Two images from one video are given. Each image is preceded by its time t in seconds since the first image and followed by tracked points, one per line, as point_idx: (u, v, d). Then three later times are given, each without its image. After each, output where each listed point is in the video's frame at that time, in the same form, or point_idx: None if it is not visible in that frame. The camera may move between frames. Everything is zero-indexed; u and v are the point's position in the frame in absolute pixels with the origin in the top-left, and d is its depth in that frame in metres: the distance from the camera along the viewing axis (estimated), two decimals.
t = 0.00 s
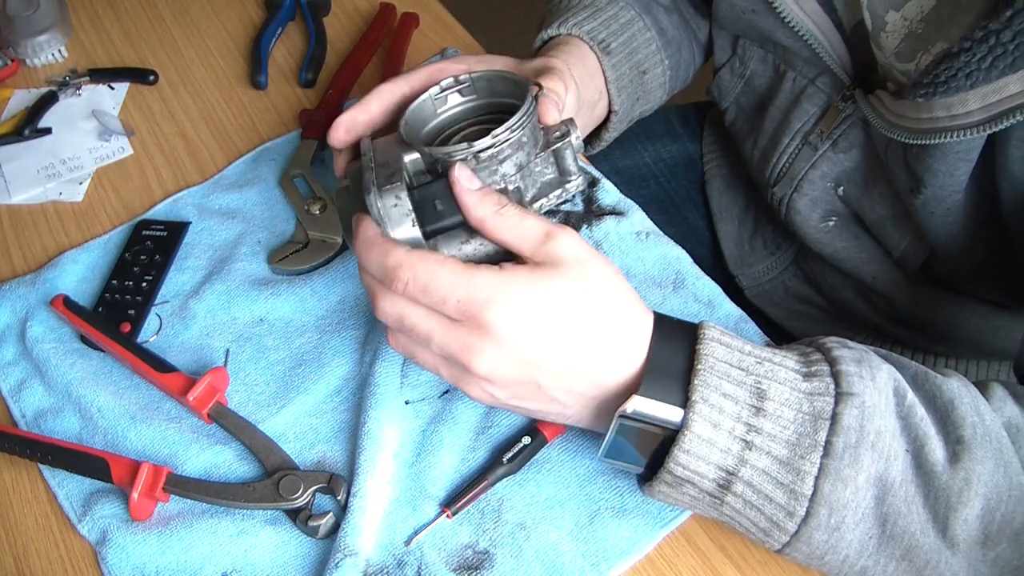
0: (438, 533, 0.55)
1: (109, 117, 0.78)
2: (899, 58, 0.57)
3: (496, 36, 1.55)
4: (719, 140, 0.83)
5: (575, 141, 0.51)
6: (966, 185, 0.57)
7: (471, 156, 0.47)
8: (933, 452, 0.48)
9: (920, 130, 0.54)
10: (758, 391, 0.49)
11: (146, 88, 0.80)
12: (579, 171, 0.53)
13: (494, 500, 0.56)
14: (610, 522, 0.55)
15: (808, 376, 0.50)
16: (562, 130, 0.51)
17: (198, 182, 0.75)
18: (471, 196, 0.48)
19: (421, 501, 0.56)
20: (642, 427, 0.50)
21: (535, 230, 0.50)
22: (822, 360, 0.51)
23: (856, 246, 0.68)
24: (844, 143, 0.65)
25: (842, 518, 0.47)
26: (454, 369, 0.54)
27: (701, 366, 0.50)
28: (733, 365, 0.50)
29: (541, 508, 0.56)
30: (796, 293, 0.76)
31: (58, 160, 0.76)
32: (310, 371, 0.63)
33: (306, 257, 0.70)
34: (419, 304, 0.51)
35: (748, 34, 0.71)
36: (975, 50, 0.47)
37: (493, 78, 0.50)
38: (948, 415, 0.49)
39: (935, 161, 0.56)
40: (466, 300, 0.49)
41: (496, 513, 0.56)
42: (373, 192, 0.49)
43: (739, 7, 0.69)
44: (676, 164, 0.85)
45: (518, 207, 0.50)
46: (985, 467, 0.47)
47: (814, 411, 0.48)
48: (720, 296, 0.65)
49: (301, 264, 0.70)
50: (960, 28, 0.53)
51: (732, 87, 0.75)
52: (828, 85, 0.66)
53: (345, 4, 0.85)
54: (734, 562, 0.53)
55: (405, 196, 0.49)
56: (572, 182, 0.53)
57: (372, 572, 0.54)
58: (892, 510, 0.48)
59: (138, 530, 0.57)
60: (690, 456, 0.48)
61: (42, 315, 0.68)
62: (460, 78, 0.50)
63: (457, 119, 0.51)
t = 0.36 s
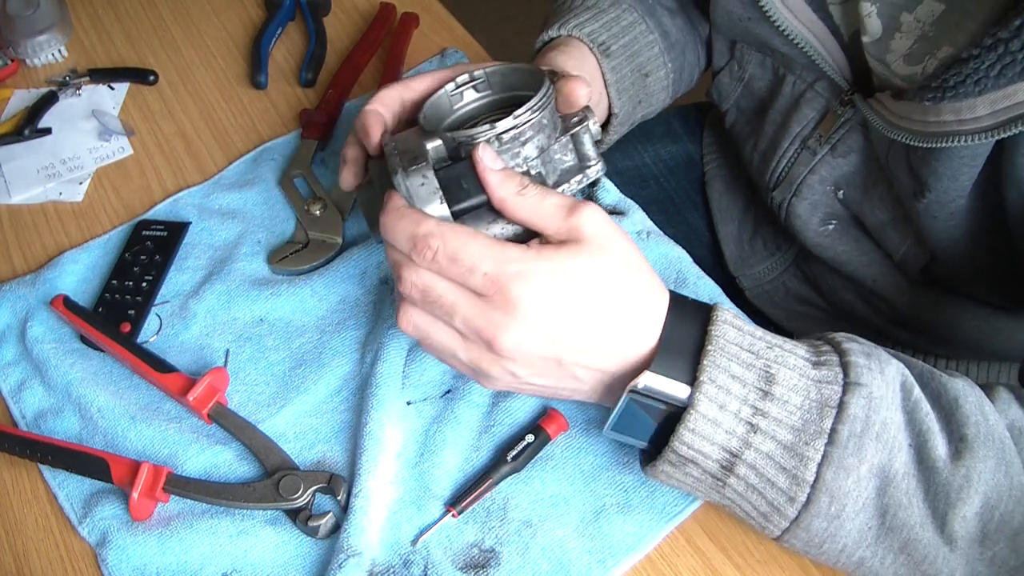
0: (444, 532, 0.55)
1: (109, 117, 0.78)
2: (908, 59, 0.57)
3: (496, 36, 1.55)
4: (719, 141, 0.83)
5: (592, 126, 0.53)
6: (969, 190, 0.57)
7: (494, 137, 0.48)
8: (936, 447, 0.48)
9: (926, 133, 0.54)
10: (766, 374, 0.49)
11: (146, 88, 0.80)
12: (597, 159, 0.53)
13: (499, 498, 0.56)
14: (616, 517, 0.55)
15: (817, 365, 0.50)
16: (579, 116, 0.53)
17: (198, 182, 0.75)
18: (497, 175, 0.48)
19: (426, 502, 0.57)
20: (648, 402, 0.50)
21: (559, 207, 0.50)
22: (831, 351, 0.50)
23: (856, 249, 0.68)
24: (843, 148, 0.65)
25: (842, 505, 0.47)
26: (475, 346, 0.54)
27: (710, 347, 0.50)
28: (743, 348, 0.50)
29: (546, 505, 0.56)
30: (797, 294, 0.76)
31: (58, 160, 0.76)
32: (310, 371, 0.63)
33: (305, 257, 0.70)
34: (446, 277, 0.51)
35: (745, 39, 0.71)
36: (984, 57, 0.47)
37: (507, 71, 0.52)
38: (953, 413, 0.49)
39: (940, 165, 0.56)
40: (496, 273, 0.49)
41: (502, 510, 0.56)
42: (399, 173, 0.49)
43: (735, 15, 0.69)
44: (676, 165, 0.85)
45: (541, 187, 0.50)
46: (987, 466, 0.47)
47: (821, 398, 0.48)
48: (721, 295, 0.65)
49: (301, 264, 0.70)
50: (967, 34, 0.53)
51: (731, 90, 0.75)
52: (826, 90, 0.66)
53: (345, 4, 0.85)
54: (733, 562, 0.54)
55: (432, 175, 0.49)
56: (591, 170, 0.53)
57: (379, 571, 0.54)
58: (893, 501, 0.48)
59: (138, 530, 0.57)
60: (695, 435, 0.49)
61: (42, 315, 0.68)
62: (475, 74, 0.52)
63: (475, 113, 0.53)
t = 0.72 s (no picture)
0: (445, 531, 0.55)
1: (109, 117, 0.78)
2: (908, 58, 0.57)
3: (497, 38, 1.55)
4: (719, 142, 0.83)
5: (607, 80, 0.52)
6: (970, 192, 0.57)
7: (504, 121, 0.46)
8: (940, 454, 0.48)
9: (926, 134, 0.54)
10: (770, 380, 0.49)
11: (146, 88, 0.80)
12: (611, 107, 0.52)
13: (500, 497, 0.56)
14: (618, 517, 0.55)
15: (821, 370, 0.50)
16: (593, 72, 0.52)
17: (198, 182, 0.75)
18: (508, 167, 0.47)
19: (427, 501, 0.57)
20: (650, 411, 0.50)
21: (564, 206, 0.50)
22: (835, 356, 0.50)
23: (853, 251, 0.68)
24: (835, 152, 0.65)
25: (843, 513, 0.47)
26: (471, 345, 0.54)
27: (713, 352, 0.49)
28: (746, 353, 0.50)
29: (547, 505, 0.56)
30: (795, 296, 0.75)
31: (58, 160, 0.76)
32: (311, 371, 0.63)
33: (305, 257, 0.70)
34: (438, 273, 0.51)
35: (733, 42, 0.71)
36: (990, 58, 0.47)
37: (518, 15, 0.50)
38: (955, 418, 0.49)
39: (941, 166, 0.56)
40: (489, 273, 0.49)
41: (503, 510, 0.56)
42: (408, 173, 0.50)
43: (727, 12, 0.68)
44: (675, 165, 0.85)
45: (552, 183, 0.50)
46: (990, 472, 0.47)
47: (824, 404, 0.48)
48: (719, 293, 0.65)
49: (301, 264, 0.70)
50: (967, 33, 0.52)
51: (725, 90, 0.75)
52: (817, 92, 0.66)
53: (346, 4, 0.85)
54: (734, 562, 0.53)
55: (439, 174, 0.49)
56: (604, 120, 0.52)
57: (380, 571, 0.54)
58: (894, 508, 0.48)
59: (138, 531, 0.57)
60: (697, 440, 0.48)
61: (43, 315, 0.68)
62: (485, 14, 0.50)
63: (483, 53, 0.51)
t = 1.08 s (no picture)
0: (445, 531, 0.56)
1: (109, 117, 0.78)
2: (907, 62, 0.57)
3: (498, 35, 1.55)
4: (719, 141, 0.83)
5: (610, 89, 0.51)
6: (970, 193, 0.57)
7: (499, 136, 0.47)
8: (938, 459, 0.48)
9: (925, 134, 0.54)
10: (767, 386, 0.49)
11: (146, 88, 0.80)
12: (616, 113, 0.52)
13: (500, 498, 0.56)
14: (618, 517, 0.55)
15: (819, 376, 0.49)
16: (597, 82, 0.51)
17: (198, 182, 0.75)
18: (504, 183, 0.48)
19: (427, 502, 0.57)
20: (647, 420, 0.50)
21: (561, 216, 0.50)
22: (833, 360, 0.50)
23: (852, 253, 0.68)
24: (831, 155, 0.65)
25: (842, 519, 0.47)
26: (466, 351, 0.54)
27: (710, 360, 0.50)
28: (743, 360, 0.50)
29: (548, 505, 0.56)
30: (796, 296, 0.75)
31: (58, 160, 0.76)
32: (310, 371, 0.63)
33: (305, 257, 0.70)
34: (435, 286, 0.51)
35: (725, 48, 0.71)
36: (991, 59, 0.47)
37: (519, 18, 0.49)
38: (954, 422, 0.49)
39: (942, 167, 0.56)
40: (487, 281, 0.49)
41: (503, 510, 0.56)
42: (399, 189, 0.50)
43: (718, 18, 0.68)
44: (676, 165, 0.85)
45: (544, 196, 0.49)
46: (988, 477, 0.47)
47: (822, 410, 0.48)
48: (717, 290, 0.65)
49: (301, 264, 0.70)
50: (966, 35, 0.52)
51: (721, 92, 0.75)
52: (812, 96, 0.66)
53: (346, 4, 0.84)
54: (734, 562, 0.53)
55: (430, 194, 0.50)
56: (609, 125, 0.53)
57: (381, 571, 0.54)
58: (893, 514, 0.48)
59: (138, 531, 0.57)
60: (695, 448, 0.49)
61: (43, 315, 0.68)
62: (487, 16, 0.50)
63: (485, 56, 0.52)
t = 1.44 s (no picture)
0: (445, 531, 0.56)
1: (109, 117, 0.78)
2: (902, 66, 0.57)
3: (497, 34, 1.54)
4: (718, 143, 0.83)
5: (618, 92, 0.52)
6: (966, 196, 0.57)
7: (507, 136, 0.47)
8: (936, 460, 0.48)
9: (918, 137, 0.53)
10: (767, 387, 0.49)
11: (146, 88, 0.80)
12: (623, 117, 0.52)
13: (500, 498, 0.56)
14: (618, 517, 0.55)
15: (819, 376, 0.50)
16: (605, 85, 0.51)
17: (198, 182, 0.75)
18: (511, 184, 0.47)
19: (427, 502, 0.57)
20: (651, 420, 0.50)
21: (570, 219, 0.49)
22: (833, 361, 0.50)
23: (850, 255, 0.68)
24: (825, 160, 0.65)
25: (842, 519, 0.47)
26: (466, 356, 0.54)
27: (711, 359, 0.50)
28: (744, 359, 0.50)
29: (548, 504, 0.56)
30: (795, 297, 0.75)
31: (58, 160, 0.76)
32: (310, 371, 0.63)
33: (305, 257, 0.70)
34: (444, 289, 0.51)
35: (715, 56, 0.71)
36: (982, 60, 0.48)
37: (527, 20, 0.49)
38: (952, 423, 0.49)
39: (936, 169, 0.56)
40: (497, 290, 0.49)
41: (503, 510, 0.56)
42: (406, 188, 0.50)
43: (707, 27, 0.68)
44: (675, 166, 0.85)
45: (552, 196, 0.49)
46: (986, 479, 0.47)
47: (823, 410, 0.48)
48: (717, 289, 0.65)
49: (300, 264, 0.70)
50: (955, 38, 0.53)
51: (717, 97, 0.75)
52: (802, 104, 0.66)
53: (345, 4, 0.84)
54: (734, 562, 0.53)
55: (436, 193, 0.49)
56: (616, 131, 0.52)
57: (380, 571, 0.54)
58: (892, 515, 0.48)
59: (138, 531, 0.57)
60: (694, 447, 0.49)
61: (43, 315, 0.68)
62: (494, 19, 0.50)
63: (491, 60, 0.51)
